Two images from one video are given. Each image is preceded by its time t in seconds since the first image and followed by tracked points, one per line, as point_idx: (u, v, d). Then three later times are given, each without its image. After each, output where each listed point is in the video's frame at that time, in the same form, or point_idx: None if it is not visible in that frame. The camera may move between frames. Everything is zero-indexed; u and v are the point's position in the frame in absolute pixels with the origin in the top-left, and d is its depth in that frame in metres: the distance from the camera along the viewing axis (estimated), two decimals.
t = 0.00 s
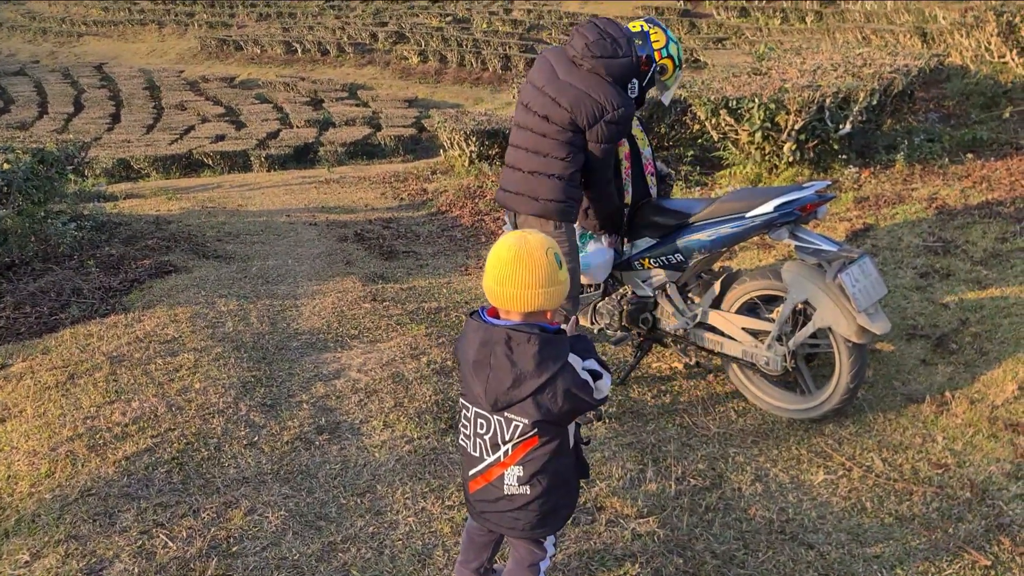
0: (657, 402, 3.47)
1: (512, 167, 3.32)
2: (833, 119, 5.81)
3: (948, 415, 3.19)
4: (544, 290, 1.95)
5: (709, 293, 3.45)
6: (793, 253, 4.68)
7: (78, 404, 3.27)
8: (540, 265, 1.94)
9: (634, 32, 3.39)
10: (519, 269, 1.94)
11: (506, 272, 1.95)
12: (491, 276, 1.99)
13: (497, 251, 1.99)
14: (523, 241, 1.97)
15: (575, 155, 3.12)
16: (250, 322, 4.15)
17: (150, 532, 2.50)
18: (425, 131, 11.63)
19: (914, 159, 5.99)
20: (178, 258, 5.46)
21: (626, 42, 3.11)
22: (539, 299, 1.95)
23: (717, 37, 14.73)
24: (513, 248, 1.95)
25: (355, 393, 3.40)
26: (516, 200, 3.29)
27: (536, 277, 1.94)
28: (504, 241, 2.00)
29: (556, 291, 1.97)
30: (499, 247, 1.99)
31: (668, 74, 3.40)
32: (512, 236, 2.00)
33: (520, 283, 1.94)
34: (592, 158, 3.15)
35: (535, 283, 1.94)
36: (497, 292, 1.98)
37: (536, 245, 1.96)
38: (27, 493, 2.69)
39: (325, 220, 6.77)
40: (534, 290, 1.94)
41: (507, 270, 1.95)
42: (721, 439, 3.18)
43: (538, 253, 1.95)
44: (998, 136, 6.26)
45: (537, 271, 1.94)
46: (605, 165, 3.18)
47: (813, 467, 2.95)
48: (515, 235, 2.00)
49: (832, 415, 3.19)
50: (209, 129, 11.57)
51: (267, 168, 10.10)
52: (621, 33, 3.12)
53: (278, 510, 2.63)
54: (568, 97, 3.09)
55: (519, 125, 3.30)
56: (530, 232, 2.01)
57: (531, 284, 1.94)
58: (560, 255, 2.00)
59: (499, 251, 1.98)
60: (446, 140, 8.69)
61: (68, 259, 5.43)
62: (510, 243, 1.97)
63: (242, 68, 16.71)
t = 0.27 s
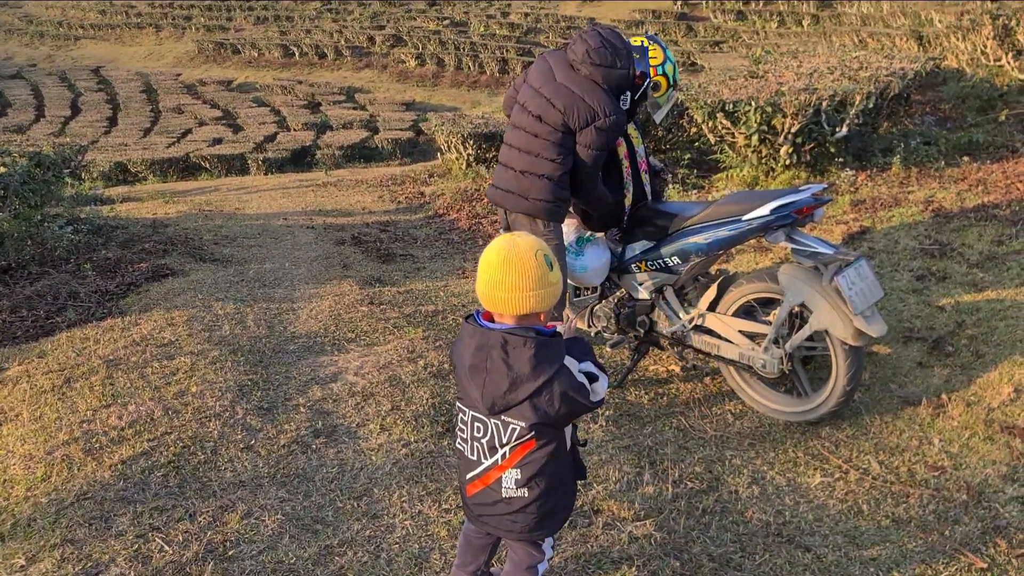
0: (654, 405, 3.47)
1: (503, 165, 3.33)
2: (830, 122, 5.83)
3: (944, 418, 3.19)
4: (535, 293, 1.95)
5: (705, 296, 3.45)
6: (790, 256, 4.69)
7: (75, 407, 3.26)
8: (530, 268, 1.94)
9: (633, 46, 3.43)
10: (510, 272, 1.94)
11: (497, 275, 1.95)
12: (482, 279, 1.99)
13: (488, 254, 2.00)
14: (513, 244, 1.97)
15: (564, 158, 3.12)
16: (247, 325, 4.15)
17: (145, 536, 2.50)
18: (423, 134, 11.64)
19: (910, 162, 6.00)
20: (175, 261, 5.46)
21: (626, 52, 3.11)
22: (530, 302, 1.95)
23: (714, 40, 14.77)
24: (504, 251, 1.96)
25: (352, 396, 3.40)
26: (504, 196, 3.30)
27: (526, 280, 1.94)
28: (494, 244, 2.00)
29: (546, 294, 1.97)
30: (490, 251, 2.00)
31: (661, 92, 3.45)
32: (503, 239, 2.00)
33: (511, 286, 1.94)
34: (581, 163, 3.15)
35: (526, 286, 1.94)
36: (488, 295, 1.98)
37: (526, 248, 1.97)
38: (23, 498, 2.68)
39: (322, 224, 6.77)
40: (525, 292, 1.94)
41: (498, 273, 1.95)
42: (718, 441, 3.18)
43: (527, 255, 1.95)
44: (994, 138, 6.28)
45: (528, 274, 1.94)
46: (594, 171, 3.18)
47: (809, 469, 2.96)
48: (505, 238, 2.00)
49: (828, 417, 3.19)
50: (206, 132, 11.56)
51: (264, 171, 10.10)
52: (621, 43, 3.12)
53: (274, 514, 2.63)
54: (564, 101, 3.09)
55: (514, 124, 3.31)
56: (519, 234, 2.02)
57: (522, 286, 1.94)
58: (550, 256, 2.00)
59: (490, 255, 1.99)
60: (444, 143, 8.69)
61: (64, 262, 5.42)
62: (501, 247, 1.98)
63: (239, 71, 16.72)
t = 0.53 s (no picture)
0: (650, 408, 3.47)
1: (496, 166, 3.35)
2: (825, 126, 5.85)
3: (939, 421, 3.20)
4: (526, 297, 1.96)
5: (701, 300, 3.45)
6: (785, 260, 4.70)
7: (69, 412, 3.25)
8: (519, 273, 1.95)
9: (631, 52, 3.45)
10: (499, 278, 1.94)
11: (487, 281, 1.95)
12: (473, 286, 1.99)
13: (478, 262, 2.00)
14: (501, 250, 1.98)
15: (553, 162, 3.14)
16: (242, 329, 4.14)
17: (140, 541, 2.49)
18: (419, 138, 11.64)
19: (904, 166, 6.03)
20: (170, 265, 5.45)
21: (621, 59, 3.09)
22: (521, 307, 1.96)
23: (709, 44, 14.83)
24: (492, 258, 1.96)
25: (348, 400, 3.40)
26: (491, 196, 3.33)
27: (516, 284, 1.94)
28: (483, 250, 2.00)
29: (537, 298, 1.97)
30: (479, 258, 2.00)
31: (656, 100, 3.42)
32: (491, 245, 2.01)
33: (502, 292, 1.94)
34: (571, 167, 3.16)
35: (516, 291, 1.95)
36: (480, 301, 1.98)
37: (514, 253, 1.97)
38: (17, 502, 2.67)
39: (317, 227, 6.77)
40: (515, 298, 1.95)
41: (488, 279, 1.95)
42: (713, 445, 3.18)
43: (516, 260, 1.96)
44: (987, 142, 6.32)
45: (517, 279, 1.94)
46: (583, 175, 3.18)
47: (805, 473, 2.96)
48: (494, 244, 2.01)
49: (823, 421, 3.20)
50: (202, 135, 11.55)
51: (260, 174, 10.09)
52: (617, 50, 3.10)
53: (270, 518, 2.62)
54: (556, 106, 3.10)
55: (508, 125, 3.33)
56: (508, 239, 2.02)
57: (512, 291, 1.94)
58: (539, 260, 2.00)
59: (479, 262, 1.99)
60: (440, 146, 8.70)
61: (59, 266, 5.41)
62: (489, 254, 1.98)
63: (235, 74, 16.72)
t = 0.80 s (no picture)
0: (646, 412, 3.47)
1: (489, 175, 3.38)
2: (821, 130, 5.87)
3: (935, 424, 3.21)
4: (520, 305, 1.96)
5: (697, 303, 3.46)
6: (781, 263, 4.72)
7: (65, 415, 3.24)
8: (513, 282, 1.94)
9: (611, 45, 3.29)
10: (494, 286, 1.94)
11: (483, 289, 1.96)
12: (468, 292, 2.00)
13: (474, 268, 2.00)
14: (497, 257, 1.97)
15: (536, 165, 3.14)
16: (239, 332, 4.14)
17: (136, 545, 2.49)
18: (416, 141, 11.65)
19: (900, 170, 6.05)
20: (167, 268, 5.44)
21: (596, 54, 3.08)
22: (515, 314, 1.96)
23: (706, 48, 14.88)
24: (488, 265, 1.96)
25: (345, 404, 3.40)
26: (487, 206, 3.38)
27: (511, 292, 1.94)
28: (480, 257, 2.00)
29: (531, 305, 1.97)
30: (475, 264, 2.00)
31: (637, 90, 3.22)
32: (487, 252, 2.00)
33: (495, 300, 1.94)
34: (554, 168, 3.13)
35: (511, 298, 1.94)
36: (474, 309, 1.98)
37: (509, 260, 1.97)
38: (12, 506, 2.67)
39: (314, 230, 6.77)
40: (508, 306, 1.95)
41: (483, 286, 1.96)
42: (709, 448, 3.19)
43: (511, 268, 1.95)
44: (983, 146, 6.34)
45: (512, 287, 1.94)
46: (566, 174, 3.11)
47: (801, 476, 2.97)
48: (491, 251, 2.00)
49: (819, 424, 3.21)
50: (199, 138, 11.55)
51: (257, 177, 10.09)
52: (592, 46, 3.09)
53: (266, 522, 2.62)
54: (530, 106, 3.09)
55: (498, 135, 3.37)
56: (504, 246, 2.02)
57: (506, 299, 1.94)
58: (533, 265, 2.00)
59: (475, 268, 1.99)
60: (437, 150, 8.70)
61: (55, 269, 5.40)
62: (485, 261, 1.98)
63: (232, 78, 16.72)
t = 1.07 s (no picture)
0: (644, 414, 3.48)
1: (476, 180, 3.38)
2: (817, 133, 5.89)
3: (931, 426, 3.22)
4: (519, 310, 1.95)
5: (694, 306, 3.47)
6: (778, 266, 4.73)
7: (61, 420, 3.24)
8: (512, 286, 1.94)
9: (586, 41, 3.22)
10: (492, 291, 1.94)
11: (482, 294, 1.96)
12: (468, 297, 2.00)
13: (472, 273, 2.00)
14: (496, 262, 1.97)
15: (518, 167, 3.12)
16: (236, 336, 4.13)
17: (133, 549, 2.48)
18: (413, 144, 11.66)
19: (896, 172, 6.07)
20: (164, 272, 5.43)
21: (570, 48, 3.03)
22: (513, 318, 1.96)
23: (702, 51, 14.92)
24: (487, 270, 1.96)
25: (342, 407, 3.40)
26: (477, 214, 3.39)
27: (509, 298, 1.94)
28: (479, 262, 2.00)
29: (529, 309, 1.97)
30: (474, 269, 2.00)
31: (618, 85, 3.16)
32: (485, 257, 2.00)
33: (494, 305, 1.95)
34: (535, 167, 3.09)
35: (510, 303, 1.94)
36: (474, 313, 1.99)
37: (509, 265, 1.96)
38: (8, 511, 2.66)
39: (311, 234, 6.77)
40: (507, 311, 1.94)
41: (482, 291, 1.95)
42: (707, 451, 3.19)
43: (510, 273, 1.95)
44: (978, 148, 6.37)
45: (511, 292, 1.94)
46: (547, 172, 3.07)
47: (798, 478, 2.97)
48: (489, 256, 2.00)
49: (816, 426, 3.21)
50: (196, 142, 11.54)
51: (254, 181, 10.09)
52: (565, 41, 3.05)
53: (264, 526, 2.62)
54: (507, 106, 3.06)
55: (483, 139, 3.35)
56: (503, 251, 2.01)
57: (505, 305, 1.94)
58: (533, 271, 1.99)
59: (474, 273, 1.99)
60: (434, 153, 8.71)
61: (52, 273, 5.39)
62: (484, 266, 1.98)
63: (229, 81, 16.72)
